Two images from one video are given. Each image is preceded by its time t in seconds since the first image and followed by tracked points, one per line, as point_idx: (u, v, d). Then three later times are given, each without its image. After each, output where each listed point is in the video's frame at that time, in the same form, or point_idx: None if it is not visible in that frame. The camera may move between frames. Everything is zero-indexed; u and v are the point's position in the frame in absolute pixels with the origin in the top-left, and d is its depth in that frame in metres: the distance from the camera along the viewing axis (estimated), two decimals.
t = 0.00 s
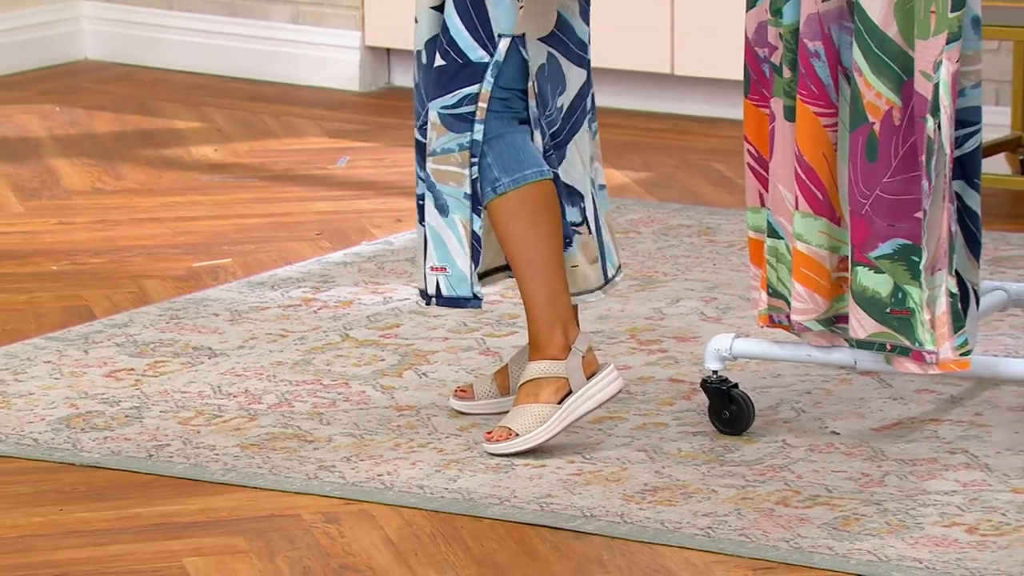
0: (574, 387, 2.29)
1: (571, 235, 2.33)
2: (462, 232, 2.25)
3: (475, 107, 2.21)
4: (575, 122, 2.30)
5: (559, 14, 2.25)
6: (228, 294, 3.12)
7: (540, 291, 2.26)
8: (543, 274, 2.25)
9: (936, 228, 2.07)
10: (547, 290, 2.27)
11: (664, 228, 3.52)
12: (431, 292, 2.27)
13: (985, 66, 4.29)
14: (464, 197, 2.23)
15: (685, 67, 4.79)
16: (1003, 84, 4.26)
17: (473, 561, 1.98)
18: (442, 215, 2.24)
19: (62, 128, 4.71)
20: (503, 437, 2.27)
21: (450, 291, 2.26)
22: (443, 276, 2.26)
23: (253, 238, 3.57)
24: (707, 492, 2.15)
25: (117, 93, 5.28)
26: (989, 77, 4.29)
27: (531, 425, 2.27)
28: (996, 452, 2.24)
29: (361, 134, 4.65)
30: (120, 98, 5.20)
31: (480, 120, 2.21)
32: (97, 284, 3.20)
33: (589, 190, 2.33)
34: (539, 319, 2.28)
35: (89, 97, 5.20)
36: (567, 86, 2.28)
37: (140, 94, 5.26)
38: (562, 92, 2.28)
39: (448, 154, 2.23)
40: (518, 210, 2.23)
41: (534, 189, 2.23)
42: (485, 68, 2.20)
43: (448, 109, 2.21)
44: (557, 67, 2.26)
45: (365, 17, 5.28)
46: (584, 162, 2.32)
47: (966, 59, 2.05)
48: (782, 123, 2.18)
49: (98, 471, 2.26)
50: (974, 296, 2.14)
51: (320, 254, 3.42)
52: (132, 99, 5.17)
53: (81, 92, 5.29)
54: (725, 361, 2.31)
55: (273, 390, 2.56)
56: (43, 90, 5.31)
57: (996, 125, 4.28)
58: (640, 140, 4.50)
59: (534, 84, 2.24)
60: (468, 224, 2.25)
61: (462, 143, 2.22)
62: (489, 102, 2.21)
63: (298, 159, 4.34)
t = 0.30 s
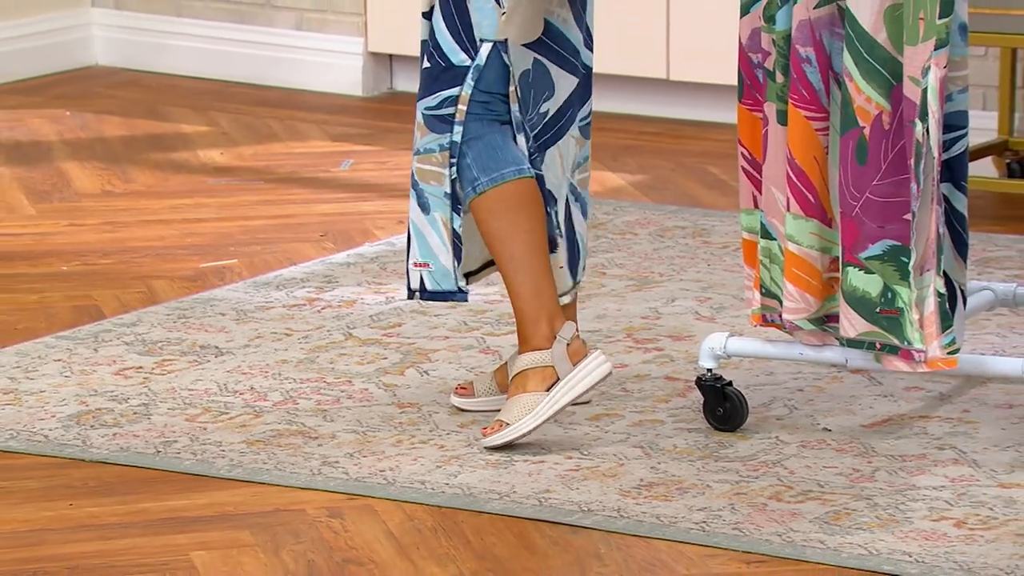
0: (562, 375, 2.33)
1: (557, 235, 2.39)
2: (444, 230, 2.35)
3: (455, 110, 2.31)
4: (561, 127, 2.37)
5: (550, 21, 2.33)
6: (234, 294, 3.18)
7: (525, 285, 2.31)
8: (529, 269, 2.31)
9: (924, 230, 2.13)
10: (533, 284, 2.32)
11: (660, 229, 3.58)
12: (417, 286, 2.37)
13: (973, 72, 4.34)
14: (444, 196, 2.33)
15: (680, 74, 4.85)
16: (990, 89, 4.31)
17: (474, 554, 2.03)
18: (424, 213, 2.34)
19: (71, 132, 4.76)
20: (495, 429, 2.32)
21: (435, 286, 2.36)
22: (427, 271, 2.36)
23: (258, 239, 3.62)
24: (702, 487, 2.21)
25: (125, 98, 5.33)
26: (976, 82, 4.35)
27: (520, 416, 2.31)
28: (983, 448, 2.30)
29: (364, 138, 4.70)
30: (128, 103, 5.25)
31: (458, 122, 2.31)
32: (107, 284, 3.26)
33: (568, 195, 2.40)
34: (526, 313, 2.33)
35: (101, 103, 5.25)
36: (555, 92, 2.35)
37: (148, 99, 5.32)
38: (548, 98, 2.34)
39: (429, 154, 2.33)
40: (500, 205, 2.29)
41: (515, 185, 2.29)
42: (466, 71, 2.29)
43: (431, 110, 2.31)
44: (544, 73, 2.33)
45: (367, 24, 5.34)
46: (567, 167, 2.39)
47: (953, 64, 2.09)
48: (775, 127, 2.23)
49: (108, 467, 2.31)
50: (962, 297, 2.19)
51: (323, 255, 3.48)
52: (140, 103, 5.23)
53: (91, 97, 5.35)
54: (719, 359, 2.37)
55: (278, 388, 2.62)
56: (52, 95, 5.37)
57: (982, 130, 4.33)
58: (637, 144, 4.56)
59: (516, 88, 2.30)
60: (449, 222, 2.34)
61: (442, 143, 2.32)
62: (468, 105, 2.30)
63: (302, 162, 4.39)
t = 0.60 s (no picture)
0: (556, 369, 2.36)
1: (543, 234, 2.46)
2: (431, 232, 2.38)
3: (447, 113, 2.34)
4: (551, 129, 2.43)
5: (542, 27, 2.38)
6: (240, 294, 3.22)
7: (519, 284, 2.36)
8: (524, 266, 2.35)
9: (918, 231, 2.16)
10: (527, 281, 2.36)
11: (657, 231, 3.62)
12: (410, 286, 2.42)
13: (965, 75, 4.38)
14: (433, 199, 2.37)
15: (679, 78, 4.89)
16: (982, 93, 4.35)
17: (475, 550, 2.07)
18: (415, 214, 2.39)
19: (79, 135, 4.81)
20: (492, 427, 2.36)
21: (422, 286, 2.40)
22: (415, 271, 2.40)
23: (263, 240, 3.66)
24: (698, 483, 2.25)
25: (133, 102, 5.37)
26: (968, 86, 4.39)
27: (515, 412, 2.35)
28: (974, 445, 2.34)
29: (367, 141, 4.74)
30: (135, 106, 5.30)
31: (451, 124, 2.34)
32: (114, 285, 3.30)
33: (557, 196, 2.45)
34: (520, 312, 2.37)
35: (106, 106, 5.30)
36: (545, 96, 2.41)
37: (156, 103, 5.36)
38: (537, 101, 2.40)
39: (421, 157, 2.37)
40: (496, 204, 2.33)
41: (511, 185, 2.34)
42: (458, 75, 2.33)
43: (425, 113, 2.36)
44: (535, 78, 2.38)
45: (370, 29, 5.38)
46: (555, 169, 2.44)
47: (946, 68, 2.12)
48: (772, 129, 2.27)
49: (115, 463, 2.36)
50: (955, 296, 2.23)
51: (327, 255, 3.52)
52: (147, 107, 5.27)
53: (99, 101, 5.39)
54: (715, 357, 2.41)
55: (283, 386, 2.66)
56: (60, 99, 5.42)
57: (974, 133, 4.37)
58: (635, 147, 4.60)
59: (508, 92, 2.35)
60: (436, 224, 2.38)
61: (434, 146, 2.36)
62: (460, 109, 2.33)
63: (306, 165, 4.43)
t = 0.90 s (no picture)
0: (554, 369, 2.37)
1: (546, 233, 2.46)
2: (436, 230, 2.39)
3: (448, 111, 2.35)
4: (552, 130, 2.43)
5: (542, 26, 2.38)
6: (240, 294, 3.22)
7: (516, 284, 2.35)
8: (524, 264, 2.35)
9: (918, 231, 2.16)
10: (525, 281, 2.35)
11: (657, 231, 3.62)
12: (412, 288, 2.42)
13: (965, 75, 4.38)
14: (437, 197, 2.37)
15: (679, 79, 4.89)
16: (982, 93, 4.35)
17: (474, 550, 2.07)
18: (418, 213, 2.39)
19: (81, 136, 4.81)
20: (493, 427, 2.36)
21: (426, 285, 2.41)
22: (419, 271, 2.40)
23: (263, 240, 3.66)
24: (699, 483, 2.25)
25: (134, 102, 5.38)
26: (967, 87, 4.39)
27: (515, 412, 2.35)
28: (974, 445, 2.34)
29: (367, 141, 4.74)
30: (136, 106, 5.30)
31: (452, 123, 2.34)
32: (115, 285, 3.30)
33: (557, 196, 2.45)
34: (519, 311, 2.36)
35: (107, 106, 5.30)
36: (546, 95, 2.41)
37: (156, 103, 5.36)
38: (537, 100, 2.40)
39: (423, 155, 2.37)
40: (497, 202, 2.34)
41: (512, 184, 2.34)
42: (458, 73, 2.34)
43: (425, 111, 2.36)
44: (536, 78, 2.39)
45: (370, 29, 5.38)
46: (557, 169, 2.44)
47: (947, 68, 2.12)
48: (773, 129, 2.27)
49: (115, 463, 2.36)
50: (954, 296, 2.23)
51: (327, 255, 3.52)
52: (148, 107, 5.27)
53: (99, 101, 5.39)
54: (715, 357, 2.41)
55: (283, 386, 2.66)
56: (61, 99, 5.42)
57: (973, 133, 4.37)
58: (634, 147, 4.60)
59: (508, 91, 2.36)
60: (441, 222, 2.38)
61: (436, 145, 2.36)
62: (461, 107, 2.34)
63: (306, 165, 4.43)
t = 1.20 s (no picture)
0: (511, 395, 2.47)
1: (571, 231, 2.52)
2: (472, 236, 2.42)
3: (502, 121, 2.40)
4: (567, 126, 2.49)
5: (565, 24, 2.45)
6: (247, 294, 3.28)
7: (518, 305, 2.45)
8: (534, 291, 2.46)
9: (909, 232, 2.23)
10: (526, 305, 2.46)
11: (654, 232, 3.68)
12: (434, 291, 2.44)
13: (953, 81, 4.44)
14: (479, 204, 2.41)
15: (675, 83, 4.95)
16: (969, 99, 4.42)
17: (476, 543, 2.13)
18: (457, 220, 2.42)
19: (92, 140, 4.87)
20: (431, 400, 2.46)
21: (456, 290, 2.43)
22: (449, 276, 2.43)
23: (270, 242, 3.72)
24: (694, 478, 2.31)
25: (145, 107, 5.44)
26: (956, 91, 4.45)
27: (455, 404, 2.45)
28: (963, 441, 2.40)
29: (371, 145, 4.81)
30: (147, 111, 5.37)
31: (507, 132, 2.39)
32: (126, 285, 3.37)
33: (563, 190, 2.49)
34: (512, 333, 2.48)
35: (118, 111, 5.37)
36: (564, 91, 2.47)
37: (167, 108, 5.43)
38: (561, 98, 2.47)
39: (471, 165, 2.40)
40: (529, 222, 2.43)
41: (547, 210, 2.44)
42: (504, 81, 2.38)
43: (477, 123, 2.40)
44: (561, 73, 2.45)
45: (375, 35, 5.45)
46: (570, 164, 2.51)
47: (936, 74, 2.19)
48: (768, 133, 2.33)
49: (126, 459, 2.42)
50: (944, 296, 2.29)
51: (332, 256, 3.58)
52: (158, 112, 5.34)
53: (111, 106, 5.46)
54: (710, 356, 2.47)
55: (289, 383, 2.72)
56: (72, 104, 5.49)
57: (962, 137, 4.44)
58: (632, 151, 4.66)
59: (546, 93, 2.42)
60: (480, 229, 2.42)
61: (486, 154, 2.40)
62: (515, 115, 2.39)
63: (312, 168, 4.50)
